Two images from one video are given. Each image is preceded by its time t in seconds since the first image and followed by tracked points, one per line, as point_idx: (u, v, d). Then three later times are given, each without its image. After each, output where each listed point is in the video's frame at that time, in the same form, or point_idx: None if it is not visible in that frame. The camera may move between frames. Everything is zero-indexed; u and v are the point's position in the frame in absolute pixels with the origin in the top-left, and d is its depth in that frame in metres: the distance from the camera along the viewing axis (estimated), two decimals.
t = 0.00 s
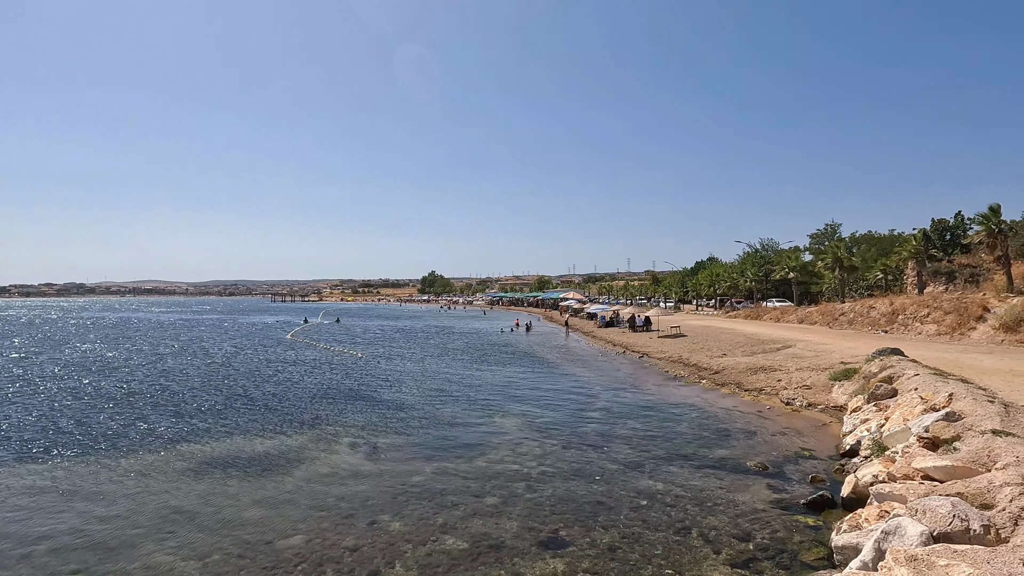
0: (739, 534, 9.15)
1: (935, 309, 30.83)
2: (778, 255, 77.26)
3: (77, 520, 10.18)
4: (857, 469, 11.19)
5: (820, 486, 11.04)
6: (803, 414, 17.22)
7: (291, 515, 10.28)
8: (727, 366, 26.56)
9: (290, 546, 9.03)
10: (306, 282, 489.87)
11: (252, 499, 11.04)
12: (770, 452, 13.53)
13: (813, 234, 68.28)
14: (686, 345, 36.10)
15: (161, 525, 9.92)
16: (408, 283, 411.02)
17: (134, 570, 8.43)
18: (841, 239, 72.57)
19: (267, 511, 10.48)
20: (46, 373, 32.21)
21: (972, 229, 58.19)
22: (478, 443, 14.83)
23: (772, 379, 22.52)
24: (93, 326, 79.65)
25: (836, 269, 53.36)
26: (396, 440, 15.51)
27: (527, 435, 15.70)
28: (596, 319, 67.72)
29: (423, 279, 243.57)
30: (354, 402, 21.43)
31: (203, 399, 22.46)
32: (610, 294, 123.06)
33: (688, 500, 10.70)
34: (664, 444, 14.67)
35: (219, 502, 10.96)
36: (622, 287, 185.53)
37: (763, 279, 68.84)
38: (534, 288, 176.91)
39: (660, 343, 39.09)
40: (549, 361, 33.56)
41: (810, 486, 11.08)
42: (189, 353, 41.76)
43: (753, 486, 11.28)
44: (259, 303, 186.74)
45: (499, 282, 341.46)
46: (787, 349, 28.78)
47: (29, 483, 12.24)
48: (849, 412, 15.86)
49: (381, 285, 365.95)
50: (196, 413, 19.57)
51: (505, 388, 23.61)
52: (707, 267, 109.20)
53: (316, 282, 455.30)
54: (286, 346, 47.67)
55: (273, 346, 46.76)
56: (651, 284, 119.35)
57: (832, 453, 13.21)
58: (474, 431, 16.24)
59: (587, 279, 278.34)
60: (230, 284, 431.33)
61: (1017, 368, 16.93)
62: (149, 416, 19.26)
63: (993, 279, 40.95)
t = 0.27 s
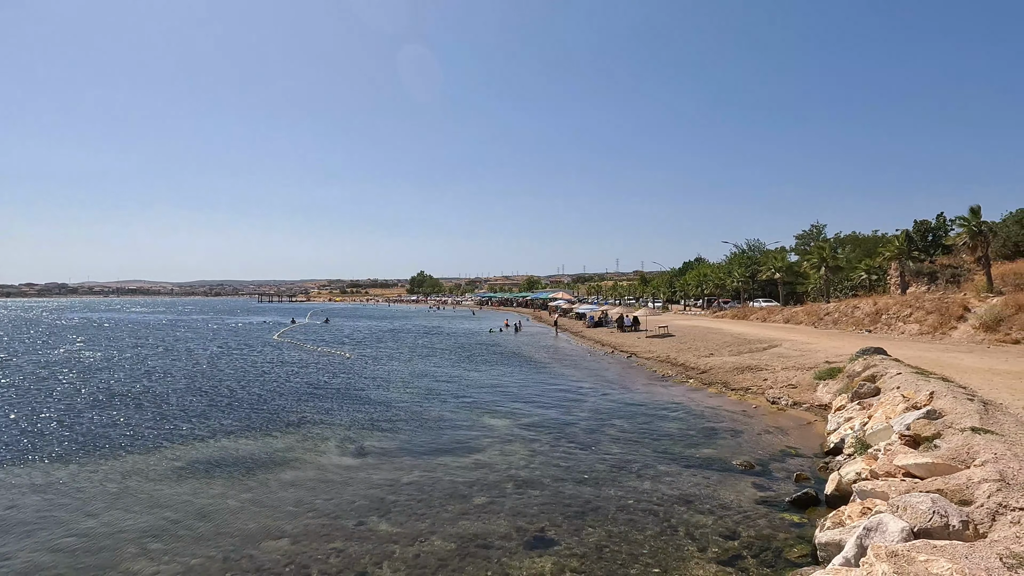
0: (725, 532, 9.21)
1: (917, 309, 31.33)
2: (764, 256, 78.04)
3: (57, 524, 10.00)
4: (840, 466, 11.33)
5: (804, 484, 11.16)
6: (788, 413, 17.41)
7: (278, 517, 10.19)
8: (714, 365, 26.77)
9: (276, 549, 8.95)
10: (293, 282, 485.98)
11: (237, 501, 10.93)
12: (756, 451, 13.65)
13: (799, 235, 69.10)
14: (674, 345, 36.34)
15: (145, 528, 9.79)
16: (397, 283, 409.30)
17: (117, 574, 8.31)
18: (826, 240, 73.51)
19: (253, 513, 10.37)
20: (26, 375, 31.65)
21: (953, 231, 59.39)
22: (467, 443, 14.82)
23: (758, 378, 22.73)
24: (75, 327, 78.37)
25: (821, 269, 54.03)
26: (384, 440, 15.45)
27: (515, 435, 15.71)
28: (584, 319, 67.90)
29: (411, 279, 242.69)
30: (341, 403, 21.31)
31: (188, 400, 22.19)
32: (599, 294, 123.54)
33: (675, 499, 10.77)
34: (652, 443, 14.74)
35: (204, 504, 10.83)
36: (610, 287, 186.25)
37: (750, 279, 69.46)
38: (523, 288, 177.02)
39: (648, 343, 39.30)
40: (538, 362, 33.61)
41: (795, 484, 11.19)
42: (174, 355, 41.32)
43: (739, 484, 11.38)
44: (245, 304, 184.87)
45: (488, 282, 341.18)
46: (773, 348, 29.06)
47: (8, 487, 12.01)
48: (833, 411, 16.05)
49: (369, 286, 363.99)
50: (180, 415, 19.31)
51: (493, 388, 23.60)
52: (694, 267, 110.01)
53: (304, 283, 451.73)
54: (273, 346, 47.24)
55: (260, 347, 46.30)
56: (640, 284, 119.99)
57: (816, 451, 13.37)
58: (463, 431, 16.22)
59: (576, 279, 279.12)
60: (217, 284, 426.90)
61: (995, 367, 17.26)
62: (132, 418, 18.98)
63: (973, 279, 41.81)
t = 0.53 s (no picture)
0: (711, 531, 9.29)
1: (900, 309, 31.79)
2: (751, 256, 78.78)
3: (37, 528, 9.85)
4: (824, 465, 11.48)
5: (789, 483, 11.28)
6: (774, 412, 17.59)
7: (263, 519, 10.11)
8: (701, 365, 26.99)
9: (262, 551, 8.88)
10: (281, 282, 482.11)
11: (223, 504, 10.82)
12: (742, 450, 13.77)
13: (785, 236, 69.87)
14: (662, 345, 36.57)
15: (129, 531, 9.67)
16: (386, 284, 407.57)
17: None
18: (812, 241, 74.40)
19: (239, 515, 10.28)
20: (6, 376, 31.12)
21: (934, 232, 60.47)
22: (455, 444, 14.80)
23: (745, 378, 22.95)
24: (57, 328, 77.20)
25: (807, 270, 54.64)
26: (372, 441, 15.39)
27: (503, 436, 15.72)
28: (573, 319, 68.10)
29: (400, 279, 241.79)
30: (329, 404, 21.19)
31: (173, 401, 21.94)
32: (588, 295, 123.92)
33: (662, 498, 10.83)
34: (639, 443, 14.82)
35: (189, 507, 10.72)
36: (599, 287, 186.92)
37: (737, 279, 70.11)
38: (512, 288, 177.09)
39: (636, 343, 39.53)
40: (527, 362, 33.70)
41: (780, 483, 11.32)
42: (158, 355, 40.78)
43: (725, 483, 11.48)
44: (232, 304, 183.14)
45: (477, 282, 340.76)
46: (759, 348, 29.34)
47: None
48: (818, 410, 16.24)
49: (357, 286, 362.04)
50: (165, 417, 19.08)
51: (482, 389, 23.60)
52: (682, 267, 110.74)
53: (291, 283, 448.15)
54: (260, 347, 46.84)
55: (246, 348, 45.89)
56: (628, 284, 120.60)
57: (801, 450, 13.52)
58: (451, 431, 16.21)
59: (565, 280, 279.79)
60: (202, 284, 422.20)
61: (975, 366, 17.57)
62: (115, 420, 18.73)
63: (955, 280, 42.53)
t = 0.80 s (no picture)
0: (698, 530, 9.35)
1: (884, 310, 32.25)
2: (738, 258, 79.49)
3: (17, 533, 9.66)
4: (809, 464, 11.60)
5: (775, 481, 11.40)
6: (761, 411, 17.77)
7: (250, 521, 10.02)
8: (689, 365, 27.19)
9: (248, 554, 8.79)
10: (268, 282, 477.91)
11: (209, 506, 10.70)
12: (729, 449, 13.89)
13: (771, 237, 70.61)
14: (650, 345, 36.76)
15: (112, 535, 9.53)
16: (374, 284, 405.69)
17: None
18: (798, 242, 75.26)
19: (225, 518, 10.17)
20: None
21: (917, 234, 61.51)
22: (444, 445, 14.77)
23: (732, 378, 23.16)
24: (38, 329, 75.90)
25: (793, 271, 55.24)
26: (360, 442, 15.32)
27: (492, 437, 15.71)
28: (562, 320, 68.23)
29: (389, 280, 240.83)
30: (316, 405, 21.04)
31: (157, 403, 21.67)
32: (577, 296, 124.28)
33: (650, 498, 10.89)
34: (628, 443, 14.89)
35: (174, 510, 10.59)
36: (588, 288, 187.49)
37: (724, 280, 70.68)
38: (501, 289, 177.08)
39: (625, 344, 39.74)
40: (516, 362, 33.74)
41: (766, 482, 11.42)
42: (143, 357, 40.24)
43: (713, 483, 11.57)
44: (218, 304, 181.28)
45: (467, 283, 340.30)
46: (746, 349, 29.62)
47: None
48: (803, 410, 16.43)
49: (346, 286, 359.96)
50: (150, 419, 18.85)
51: (471, 390, 23.58)
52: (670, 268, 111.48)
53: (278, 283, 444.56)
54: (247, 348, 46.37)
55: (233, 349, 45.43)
56: (617, 285, 121.11)
57: (787, 449, 13.67)
58: (440, 432, 16.17)
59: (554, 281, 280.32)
60: (188, 284, 417.19)
61: (956, 365, 17.89)
62: (98, 422, 18.46)
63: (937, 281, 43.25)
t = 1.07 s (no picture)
0: (686, 529, 9.41)
1: (869, 310, 32.64)
2: (727, 258, 80.04)
3: None
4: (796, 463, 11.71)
5: (763, 481, 11.49)
6: (748, 411, 17.91)
7: (238, 523, 9.93)
8: (678, 366, 27.34)
9: (236, 557, 8.71)
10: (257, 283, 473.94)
11: (195, 509, 10.59)
12: (717, 449, 13.99)
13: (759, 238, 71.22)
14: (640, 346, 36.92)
15: (96, 538, 9.39)
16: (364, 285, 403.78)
17: None
18: (786, 244, 75.95)
19: (212, 521, 10.06)
20: None
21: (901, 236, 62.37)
22: (433, 446, 14.73)
23: (720, 378, 23.31)
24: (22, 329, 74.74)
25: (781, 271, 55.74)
26: (349, 444, 15.22)
27: (482, 437, 15.69)
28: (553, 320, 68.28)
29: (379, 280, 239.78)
30: (305, 406, 20.88)
31: (143, 405, 21.41)
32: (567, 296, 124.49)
33: (639, 498, 10.93)
34: (618, 443, 14.94)
35: (159, 513, 10.46)
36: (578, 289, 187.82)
37: (713, 281, 71.20)
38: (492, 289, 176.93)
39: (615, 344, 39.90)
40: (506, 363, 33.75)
41: (754, 481, 11.51)
42: (129, 358, 39.76)
43: (701, 482, 11.64)
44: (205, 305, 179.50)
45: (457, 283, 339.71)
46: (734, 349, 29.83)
47: None
48: (790, 409, 16.58)
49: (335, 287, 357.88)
50: (135, 420, 18.62)
51: (461, 391, 23.53)
52: (660, 268, 112.02)
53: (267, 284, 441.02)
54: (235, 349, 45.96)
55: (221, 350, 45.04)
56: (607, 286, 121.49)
57: (774, 449, 13.79)
58: (430, 433, 16.12)
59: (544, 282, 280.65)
60: (174, 285, 412.73)
61: (940, 365, 18.15)
62: (83, 424, 18.20)
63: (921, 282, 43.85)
